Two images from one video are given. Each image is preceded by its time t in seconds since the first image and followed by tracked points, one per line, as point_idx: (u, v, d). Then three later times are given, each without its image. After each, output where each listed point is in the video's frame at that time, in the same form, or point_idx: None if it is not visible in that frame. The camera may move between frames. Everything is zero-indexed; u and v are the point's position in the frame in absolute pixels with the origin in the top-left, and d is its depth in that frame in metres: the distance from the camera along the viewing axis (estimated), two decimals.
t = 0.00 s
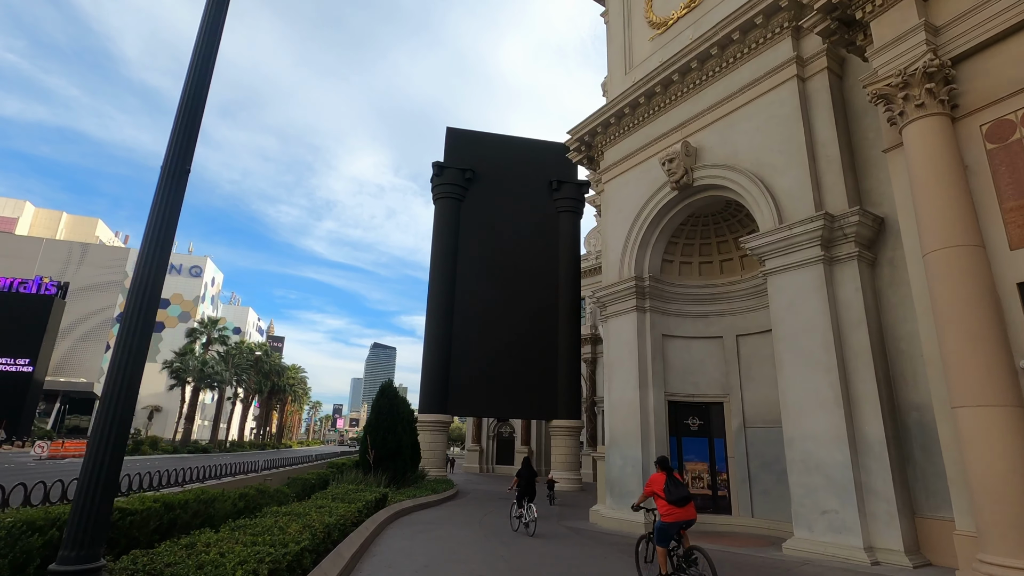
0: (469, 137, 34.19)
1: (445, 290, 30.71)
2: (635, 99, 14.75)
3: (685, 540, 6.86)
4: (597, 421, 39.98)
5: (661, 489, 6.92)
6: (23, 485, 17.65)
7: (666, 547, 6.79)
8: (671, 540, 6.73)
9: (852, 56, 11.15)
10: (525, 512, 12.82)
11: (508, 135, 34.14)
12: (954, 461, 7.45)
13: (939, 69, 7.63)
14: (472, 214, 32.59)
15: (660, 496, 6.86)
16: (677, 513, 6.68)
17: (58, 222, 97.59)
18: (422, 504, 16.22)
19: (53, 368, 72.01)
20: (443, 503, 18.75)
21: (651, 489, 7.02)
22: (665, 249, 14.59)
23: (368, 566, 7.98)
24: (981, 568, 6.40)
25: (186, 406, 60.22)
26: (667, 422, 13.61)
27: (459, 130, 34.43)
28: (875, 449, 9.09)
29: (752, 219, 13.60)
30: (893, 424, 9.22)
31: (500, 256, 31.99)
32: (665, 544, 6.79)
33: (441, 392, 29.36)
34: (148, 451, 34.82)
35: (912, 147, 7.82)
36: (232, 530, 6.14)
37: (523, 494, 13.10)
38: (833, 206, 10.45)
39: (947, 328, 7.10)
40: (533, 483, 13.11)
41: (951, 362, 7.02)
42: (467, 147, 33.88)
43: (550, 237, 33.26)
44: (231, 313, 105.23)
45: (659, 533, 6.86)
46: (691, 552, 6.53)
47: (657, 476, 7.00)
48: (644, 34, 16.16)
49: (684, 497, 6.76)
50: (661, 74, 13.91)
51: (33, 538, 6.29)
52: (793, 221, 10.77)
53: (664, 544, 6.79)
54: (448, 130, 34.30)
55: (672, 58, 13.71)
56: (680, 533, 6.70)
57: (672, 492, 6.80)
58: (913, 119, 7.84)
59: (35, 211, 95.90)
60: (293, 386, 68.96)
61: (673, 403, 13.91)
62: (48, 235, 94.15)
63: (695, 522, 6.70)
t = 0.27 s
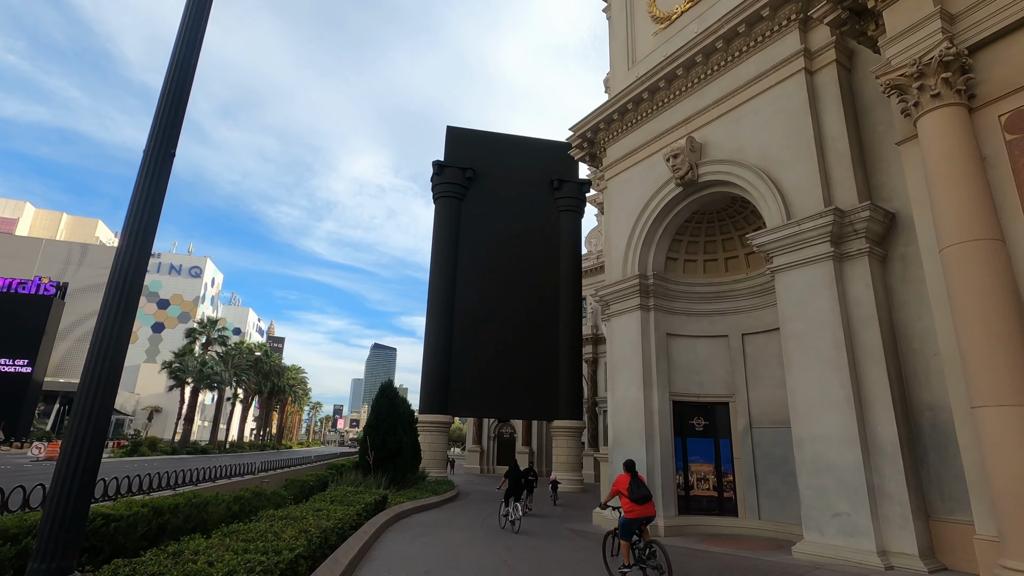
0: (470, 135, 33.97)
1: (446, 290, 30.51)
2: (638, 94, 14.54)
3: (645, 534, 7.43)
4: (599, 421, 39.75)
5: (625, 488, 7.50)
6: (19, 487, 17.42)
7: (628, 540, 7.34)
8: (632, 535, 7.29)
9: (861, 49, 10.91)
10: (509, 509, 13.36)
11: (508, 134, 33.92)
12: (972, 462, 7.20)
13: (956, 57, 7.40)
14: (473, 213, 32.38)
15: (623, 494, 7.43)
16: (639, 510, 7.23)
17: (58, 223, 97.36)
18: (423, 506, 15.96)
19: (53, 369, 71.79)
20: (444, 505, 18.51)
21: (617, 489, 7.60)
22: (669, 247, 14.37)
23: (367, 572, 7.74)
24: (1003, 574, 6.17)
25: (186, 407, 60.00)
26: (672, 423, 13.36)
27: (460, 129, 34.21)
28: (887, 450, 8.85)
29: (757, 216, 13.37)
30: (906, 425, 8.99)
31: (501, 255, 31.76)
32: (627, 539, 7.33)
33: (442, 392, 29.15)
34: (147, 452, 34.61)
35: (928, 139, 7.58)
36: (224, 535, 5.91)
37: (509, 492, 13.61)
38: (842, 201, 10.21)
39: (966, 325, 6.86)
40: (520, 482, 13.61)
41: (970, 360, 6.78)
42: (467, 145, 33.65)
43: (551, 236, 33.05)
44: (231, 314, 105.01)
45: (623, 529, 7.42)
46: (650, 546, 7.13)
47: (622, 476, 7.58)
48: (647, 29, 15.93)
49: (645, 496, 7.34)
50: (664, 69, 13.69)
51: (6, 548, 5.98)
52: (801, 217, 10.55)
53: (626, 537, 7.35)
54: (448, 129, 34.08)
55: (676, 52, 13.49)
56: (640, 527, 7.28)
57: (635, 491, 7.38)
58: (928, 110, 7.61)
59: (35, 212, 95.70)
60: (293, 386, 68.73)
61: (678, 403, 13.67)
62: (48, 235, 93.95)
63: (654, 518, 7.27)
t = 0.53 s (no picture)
0: (471, 133, 33.76)
1: (447, 289, 30.28)
2: (643, 88, 14.31)
3: (616, 527, 8.05)
4: (601, 421, 39.56)
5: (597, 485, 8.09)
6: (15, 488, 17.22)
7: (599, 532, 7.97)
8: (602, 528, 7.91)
9: (872, 39, 10.69)
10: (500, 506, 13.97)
11: (509, 132, 33.71)
12: (995, 460, 6.97)
13: (976, 42, 7.18)
14: (474, 212, 32.16)
15: (597, 491, 7.98)
16: (610, 505, 7.82)
17: (58, 223, 97.28)
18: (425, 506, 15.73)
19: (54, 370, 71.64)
20: (446, 505, 18.29)
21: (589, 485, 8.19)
22: (675, 242, 14.14)
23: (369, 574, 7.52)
24: None
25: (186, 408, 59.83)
26: (679, 421, 13.12)
27: (461, 127, 34.01)
28: (903, 449, 8.62)
29: (765, 210, 13.14)
30: (922, 422, 8.76)
31: (503, 254, 31.52)
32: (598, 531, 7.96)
33: (444, 391, 28.93)
34: (147, 453, 34.42)
35: (946, 127, 7.36)
36: (220, 537, 5.67)
37: (501, 490, 14.24)
38: (855, 193, 9.97)
39: (988, 318, 6.63)
40: (512, 480, 14.27)
41: (993, 354, 6.54)
42: (468, 143, 33.44)
43: (553, 234, 32.85)
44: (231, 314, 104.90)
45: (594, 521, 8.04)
46: (617, 539, 7.68)
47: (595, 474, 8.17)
48: (652, 22, 15.71)
49: (617, 493, 7.94)
50: (670, 61, 13.47)
51: None
52: (812, 210, 10.31)
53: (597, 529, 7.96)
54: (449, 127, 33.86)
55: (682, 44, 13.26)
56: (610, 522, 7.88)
57: (607, 488, 7.95)
58: (946, 97, 7.39)
59: (36, 213, 95.60)
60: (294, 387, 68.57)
61: (684, 401, 13.43)
62: (48, 236, 93.85)
63: (623, 513, 7.88)
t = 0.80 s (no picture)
0: (471, 132, 33.54)
1: (447, 289, 30.04)
2: (646, 83, 14.11)
3: (586, 522, 8.97)
4: (601, 422, 39.35)
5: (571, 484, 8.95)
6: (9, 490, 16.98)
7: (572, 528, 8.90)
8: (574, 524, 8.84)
9: (881, 31, 10.50)
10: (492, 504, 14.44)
11: (510, 131, 33.48)
12: (1014, 461, 6.74)
13: (993, 30, 6.97)
14: (474, 211, 31.94)
15: (571, 489, 8.84)
16: (582, 503, 8.69)
17: (56, 224, 96.93)
18: (425, 508, 15.49)
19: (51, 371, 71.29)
20: (446, 507, 18.04)
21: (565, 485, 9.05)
22: (678, 240, 13.92)
23: None
24: None
25: (184, 409, 59.53)
26: (683, 422, 12.89)
27: (460, 126, 33.78)
28: (916, 449, 8.39)
29: (771, 207, 12.92)
30: (935, 422, 8.53)
31: (502, 253, 31.28)
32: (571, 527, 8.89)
33: (444, 392, 28.68)
34: (144, 454, 34.12)
35: (962, 117, 7.15)
36: (209, 543, 5.45)
37: (494, 488, 14.61)
38: (864, 188, 9.76)
39: (1008, 314, 6.40)
40: (505, 478, 14.63)
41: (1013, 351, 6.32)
42: (468, 142, 33.21)
43: (553, 233, 32.64)
44: (230, 315, 104.67)
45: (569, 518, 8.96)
46: (588, 533, 8.64)
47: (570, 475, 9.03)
48: (654, 16, 15.50)
49: (588, 491, 8.80)
50: (674, 56, 13.26)
51: None
52: (820, 205, 10.09)
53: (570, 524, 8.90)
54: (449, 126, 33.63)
55: (685, 38, 13.05)
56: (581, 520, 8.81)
57: (580, 487, 8.80)
58: (962, 87, 7.18)
59: (34, 213, 95.26)
60: (292, 387, 68.25)
61: (689, 401, 13.19)
62: (46, 237, 93.51)
63: (593, 510, 8.77)
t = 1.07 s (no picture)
0: (469, 130, 33.30)
1: (445, 287, 29.76)
2: (648, 76, 13.88)
3: (562, 519, 9.97)
4: (600, 422, 39.11)
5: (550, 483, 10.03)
6: None
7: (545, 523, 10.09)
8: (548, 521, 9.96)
9: (889, 20, 10.27)
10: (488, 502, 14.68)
11: (509, 128, 33.25)
12: None
13: (1012, 13, 6.68)
14: (473, 209, 31.67)
15: (549, 486, 9.92)
16: (558, 498, 9.74)
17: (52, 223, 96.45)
18: (422, 509, 15.21)
19: (47, 371, 70.86)
20: (444, 507, 17.78)
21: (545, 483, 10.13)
22: (681, 235, 13.68)
23: None
24: None
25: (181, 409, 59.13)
26: (686, 420, 12.63)
27: (459, 124, 33.54)
28: (928, 448, 8.14)
29: (775, 202, 12.70)
30: (947, 419, 8.29)
31: (501, 251, 31.03)
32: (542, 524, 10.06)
33: (442, 391, 28.40)
34: (139, 454, 33.77)
35: (979, 103, 6.92)
36: (190, 545, 5.18)
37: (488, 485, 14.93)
38: (873, 180, 9.51)
39: None
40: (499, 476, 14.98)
41: None
42: (467, 140, 32.97)
43: (553, 231, 32.40)
44: (228, 315, 104.24)
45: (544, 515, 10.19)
46: (562, 527, 9.64)
47: (549, 473, 10.12)
48: (656, 9, 15.27)
49: (565, 489, 9.86)
50: (677, 47, 13.03)
51: None
52: (828, 197, 9.85)
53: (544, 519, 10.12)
54: (447, 123, 33.38)
55: (689, 30, 12.82)
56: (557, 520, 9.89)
57: (557, 484, 9.88)
58: (979, 72, 6.95)
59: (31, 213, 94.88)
60: (290, 387, 67.83)
61: (692, 399, 12.93)
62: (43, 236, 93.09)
63: (569, 506, 9.78)
